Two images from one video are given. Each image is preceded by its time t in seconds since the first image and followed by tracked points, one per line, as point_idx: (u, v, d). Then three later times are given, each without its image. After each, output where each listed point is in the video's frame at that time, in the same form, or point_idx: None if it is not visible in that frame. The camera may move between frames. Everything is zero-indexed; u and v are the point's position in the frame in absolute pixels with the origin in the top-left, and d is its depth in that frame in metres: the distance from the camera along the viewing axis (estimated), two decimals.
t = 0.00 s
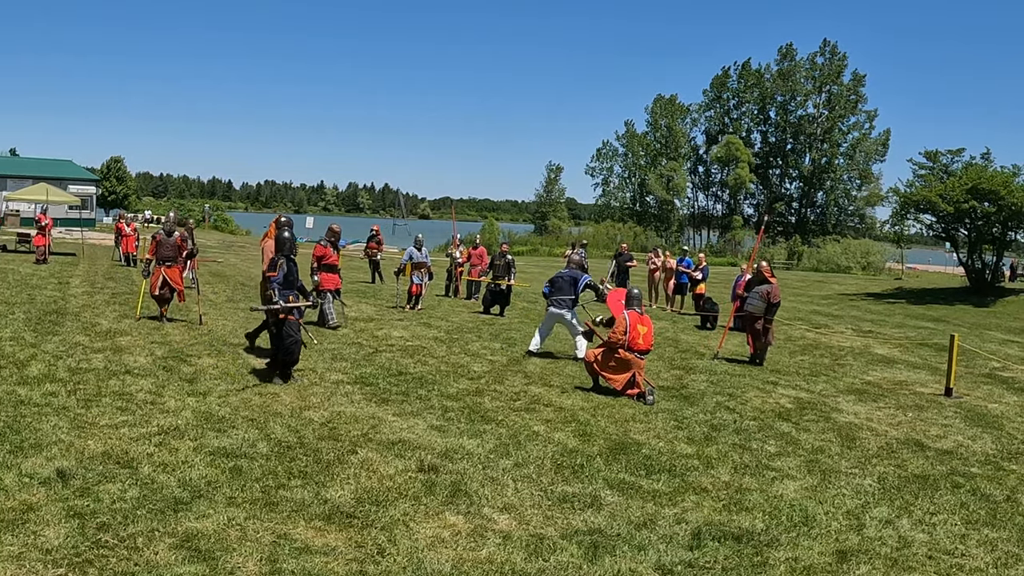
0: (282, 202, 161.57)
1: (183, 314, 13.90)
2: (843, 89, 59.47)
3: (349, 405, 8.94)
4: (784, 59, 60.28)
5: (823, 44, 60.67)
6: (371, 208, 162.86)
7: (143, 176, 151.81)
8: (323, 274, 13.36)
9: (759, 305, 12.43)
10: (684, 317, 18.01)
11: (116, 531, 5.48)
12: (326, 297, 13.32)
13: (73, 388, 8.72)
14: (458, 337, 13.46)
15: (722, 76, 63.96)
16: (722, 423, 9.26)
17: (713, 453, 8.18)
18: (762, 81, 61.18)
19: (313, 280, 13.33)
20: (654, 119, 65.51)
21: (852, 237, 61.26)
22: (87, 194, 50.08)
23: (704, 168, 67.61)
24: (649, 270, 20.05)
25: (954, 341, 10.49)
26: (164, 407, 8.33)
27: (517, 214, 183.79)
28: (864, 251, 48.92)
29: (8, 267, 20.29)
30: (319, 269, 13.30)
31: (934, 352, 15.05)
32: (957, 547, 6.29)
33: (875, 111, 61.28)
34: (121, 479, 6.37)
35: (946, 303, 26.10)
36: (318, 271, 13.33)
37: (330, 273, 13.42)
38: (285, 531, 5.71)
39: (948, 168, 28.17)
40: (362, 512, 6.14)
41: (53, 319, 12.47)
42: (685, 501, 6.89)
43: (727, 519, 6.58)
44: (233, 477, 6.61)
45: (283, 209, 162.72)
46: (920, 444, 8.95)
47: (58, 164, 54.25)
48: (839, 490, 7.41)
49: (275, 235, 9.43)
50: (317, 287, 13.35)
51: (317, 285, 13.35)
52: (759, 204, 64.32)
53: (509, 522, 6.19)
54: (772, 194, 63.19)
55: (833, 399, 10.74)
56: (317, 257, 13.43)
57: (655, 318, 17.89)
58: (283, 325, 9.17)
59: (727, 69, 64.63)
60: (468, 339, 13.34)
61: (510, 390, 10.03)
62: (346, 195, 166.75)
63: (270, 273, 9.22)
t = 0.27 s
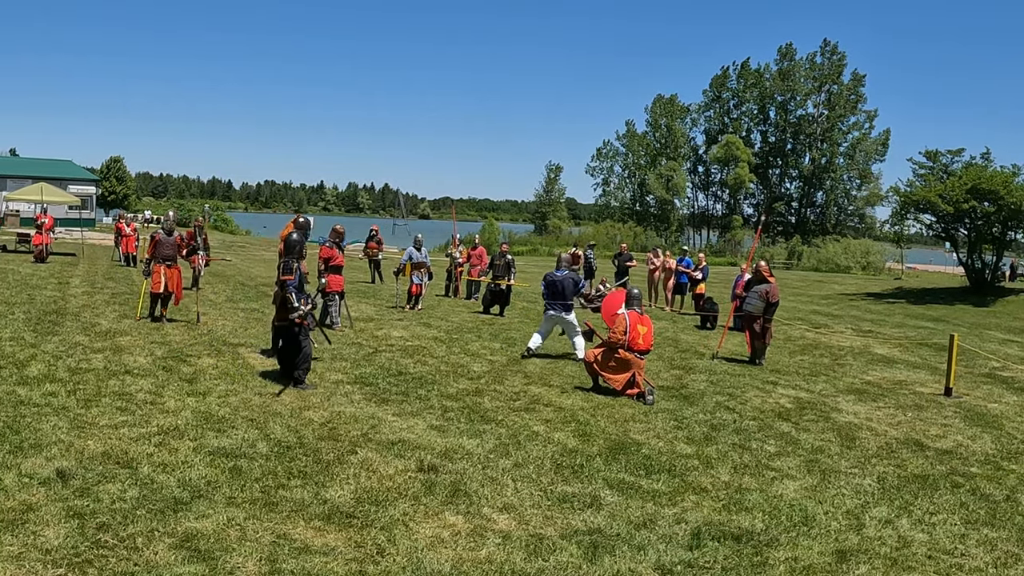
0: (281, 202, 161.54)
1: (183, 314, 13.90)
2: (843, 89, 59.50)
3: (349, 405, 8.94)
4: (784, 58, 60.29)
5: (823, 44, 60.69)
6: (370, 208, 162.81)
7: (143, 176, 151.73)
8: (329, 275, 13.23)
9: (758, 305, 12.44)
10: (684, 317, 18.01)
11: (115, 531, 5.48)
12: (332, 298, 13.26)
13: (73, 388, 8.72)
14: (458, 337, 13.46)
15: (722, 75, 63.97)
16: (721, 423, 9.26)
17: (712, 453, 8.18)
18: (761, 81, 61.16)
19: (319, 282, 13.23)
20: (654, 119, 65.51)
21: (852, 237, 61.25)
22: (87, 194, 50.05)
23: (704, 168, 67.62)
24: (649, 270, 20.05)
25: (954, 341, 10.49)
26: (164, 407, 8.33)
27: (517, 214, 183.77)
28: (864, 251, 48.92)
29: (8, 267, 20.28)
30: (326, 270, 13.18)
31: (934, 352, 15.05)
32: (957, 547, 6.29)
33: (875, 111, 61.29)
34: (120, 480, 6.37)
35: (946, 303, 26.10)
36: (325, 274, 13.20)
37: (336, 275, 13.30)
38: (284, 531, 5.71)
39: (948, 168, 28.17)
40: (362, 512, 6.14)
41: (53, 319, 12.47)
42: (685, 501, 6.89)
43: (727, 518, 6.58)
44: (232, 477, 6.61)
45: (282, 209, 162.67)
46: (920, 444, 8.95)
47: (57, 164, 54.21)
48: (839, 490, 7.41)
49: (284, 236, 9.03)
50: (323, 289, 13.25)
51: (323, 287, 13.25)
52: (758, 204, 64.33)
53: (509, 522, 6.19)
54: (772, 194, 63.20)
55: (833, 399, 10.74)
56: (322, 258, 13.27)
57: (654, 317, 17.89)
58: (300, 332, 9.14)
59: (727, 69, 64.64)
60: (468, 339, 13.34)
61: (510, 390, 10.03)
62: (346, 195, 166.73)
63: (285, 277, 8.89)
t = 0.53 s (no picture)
0: (281, 202, 161.53)
1: (184, 314, 13.91)
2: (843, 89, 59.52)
3: (350, 405, 8.95)
4: (784, 58, 60.30)
5: (823, 44, 60.70)
6: (370, 208, 162.83)
7: (143, 176, 151.68)
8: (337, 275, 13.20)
9: (757, 305, 12.45)
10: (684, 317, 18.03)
11: (116, 531, 5.48)
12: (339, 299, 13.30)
13: (74, 388, 8.73)
14: (458, 337, 13.47)
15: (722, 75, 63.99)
16: (722, 422, 9.27)
17: (713, 453, 8.19)
18: (761, 81, 61.14)
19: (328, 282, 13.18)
20: (654, 119, 65.53)
21: (852, 236, 61.25)
22: (87, 194, 50.04)
23: (704, 168, 67.63)
24: (650, 270, 20.06)
25: (953, 340, 10.50)
26: (164, 407, 8.34)
27: (517, 214, 183.79)
28: (864, 251, 48.92)
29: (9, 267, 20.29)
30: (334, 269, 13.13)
31: (934, 351, 15.06)
32: (957, 546, 6.30)
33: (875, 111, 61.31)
34: (121, 480, 6.38)
35: (946, 303, 26.10)
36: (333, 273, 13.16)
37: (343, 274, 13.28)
38: (285, 531, 5.72)
39: (948, 168, 28.18)
40: (363, 512, 6.14)
41: (54, 319, 12.48)
42: (685, 500, 6.90)
43: (728, 518, 6.58)
44: (233, 477, 6.62)
45: (282, 210, 162.61)
46: (920, 444, 8.96)
47: (56, 164, 54.14)
48: (839, 489, 7.41)
49: (297, 236, 8.85)
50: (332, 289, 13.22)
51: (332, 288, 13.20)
52: (758, 204, 64.35)
53: (510, 522, 6.19)
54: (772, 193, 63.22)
55: (833, 398, 10.75)
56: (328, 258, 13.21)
57: (655, 317, 17.90)
58: (312, 333, 9.14)
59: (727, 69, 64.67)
60: (470, 339, 13.34)
61: (510, 390, 10.04)
62: (346, 196, 166.76)
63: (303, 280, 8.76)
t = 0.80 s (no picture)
0: (281, 202, 161.52)
1: (184, 315, 13.91)
2: (843, 89, 59.53)
3: (350, 405, 8.95)
4: (784, 58, 60.31)
5: (823, 44, 60.72)
6: (370, 208, 162.83)
7: (143, 176, 151.63)
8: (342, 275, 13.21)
9: (757, 304, 12.46)
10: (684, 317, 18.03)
11: (117, 531, 5.48)
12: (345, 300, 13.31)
13: (74, 389, 8.73)
14: (458, 337, 13.46)
15: (722, 75, 64.00)
16: (722, 422, 9.27)
17: (713, 453, 8.19)
18: (761, 81, 61.13)
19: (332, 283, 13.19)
20: (654, 119, 65.53)
21: (852, 236, 61.24)
22: (87, 194, 50.02)
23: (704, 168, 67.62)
24: (650, 270, 20.07)
25: (953, 340, 10.50)
26: (165, 408, 8.34)
27: (517, 214, 183.79)
28: (864, 251, 48.90)
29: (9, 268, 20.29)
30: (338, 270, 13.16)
31: (934, 351, 15.06)
32: (958, 546, 6.30)
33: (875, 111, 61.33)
34: (122, 480, 6.38)
35: (946, 302, 26.09)
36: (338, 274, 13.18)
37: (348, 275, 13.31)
38: (286, 531, 5.72)
39: (948, 168, 28.19)
40: (363, 512, 6.14)
41: (54, 319, 12.48)
42: (685, 500, 6.90)
43: (728, 518, 6.58)
44: (233, 477, 6.62)
45: (282, 210, 162.58)
46: (920, 444, 8.96)
47: (56, 164, 54.09)
48: (840, 489, 7.41)
49: (302, 235, 8.86)
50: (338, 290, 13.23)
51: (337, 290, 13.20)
52: (758, 204, 64.35)
53: (510, 522, 6.19)
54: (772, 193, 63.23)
55: (833, 398, 10.74)
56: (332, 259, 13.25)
57: (655, 318, 17.90)
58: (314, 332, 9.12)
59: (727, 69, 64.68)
60: (470, 339, 13.34)
61: (510, 390, 10.04)
62: (346, 196, 166.75)
63: (315, 280, 8.82)
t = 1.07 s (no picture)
0: (282, 202, 161.53)
1: (185, 314, 13.91)
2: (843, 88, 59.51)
3: (350, 405, 8.94)
4: (784, 58, 60.31)
5: (823, 43, 60.69)
6: (371, 208, 162.84)
7: (144, 176, 151.66)
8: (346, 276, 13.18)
9: (758, 304, 12.45)
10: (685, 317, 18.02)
11: (118, 531, 5.48)
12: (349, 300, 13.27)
13: (75, 388, 8.73)
14: (459, 337, 13.45)
15: (722, 75, 63.99)
16: (723, 422, 9.27)
17: (714, 453, 8.18)
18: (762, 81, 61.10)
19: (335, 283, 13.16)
20: (655, 119, 65.52)
21: (853, 236, 61.21)
22: (88, 194, 50.01)
23: (705, 167, 67.60)
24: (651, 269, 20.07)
25: (954, 340, 10.48)
26: (166, 407, 8.34)
27: (517, 214, 183.78)
28: (865, 250, 48.88)
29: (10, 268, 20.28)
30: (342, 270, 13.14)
31: (935, 351, 15.05)
32: (959, 546, 6.29)
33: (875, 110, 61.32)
34: (123, 480, 6.38)
35: (947, 302, 26.08)
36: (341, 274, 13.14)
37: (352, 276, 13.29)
38: (287, 531, 5.72)
39: (949, 167, 28.17)
40: (364, 512, 6.13)
41: (55, 319, 12.48)
42: (686, 500, 6.89)
43: (729, 518, 6.58)
44: (234, 476, 6.62)
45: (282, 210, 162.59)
46: (921, 443, 8.95)
47: (56, 164, 54.08)
48: (840, 489, 7.40)
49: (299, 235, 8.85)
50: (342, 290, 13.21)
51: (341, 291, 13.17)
52: (759, 204, 64.35)
53: (511, 522, 6.18)
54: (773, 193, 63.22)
55: (834, 398, 10.73)
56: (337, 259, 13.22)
57: (656, 317, 17.89)
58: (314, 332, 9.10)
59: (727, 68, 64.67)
60: (471, 339, 13.33)
61: (511, 389, 10.03)
62: (346, 196, 166.75)
63: (320, 281, 8.88)
